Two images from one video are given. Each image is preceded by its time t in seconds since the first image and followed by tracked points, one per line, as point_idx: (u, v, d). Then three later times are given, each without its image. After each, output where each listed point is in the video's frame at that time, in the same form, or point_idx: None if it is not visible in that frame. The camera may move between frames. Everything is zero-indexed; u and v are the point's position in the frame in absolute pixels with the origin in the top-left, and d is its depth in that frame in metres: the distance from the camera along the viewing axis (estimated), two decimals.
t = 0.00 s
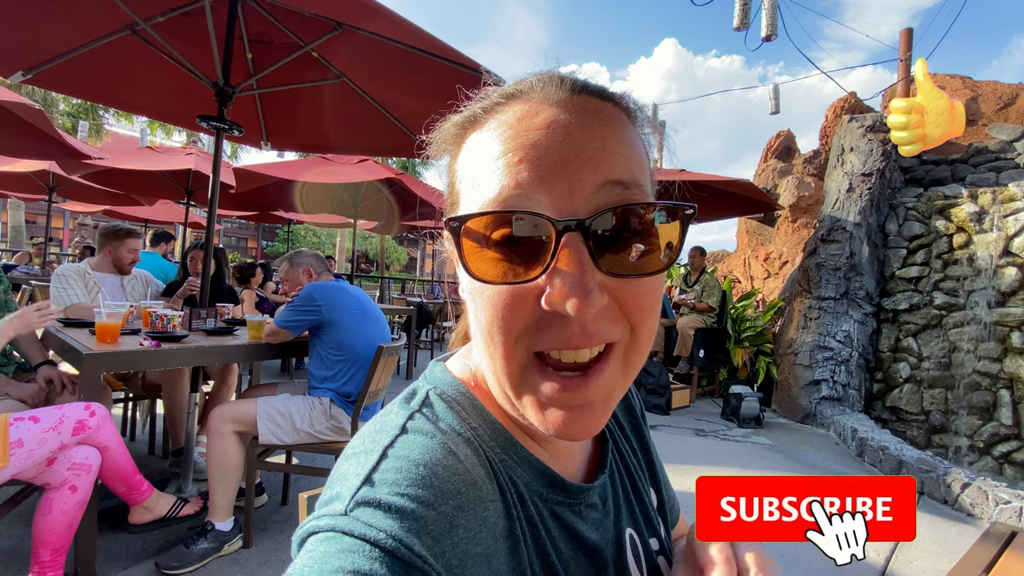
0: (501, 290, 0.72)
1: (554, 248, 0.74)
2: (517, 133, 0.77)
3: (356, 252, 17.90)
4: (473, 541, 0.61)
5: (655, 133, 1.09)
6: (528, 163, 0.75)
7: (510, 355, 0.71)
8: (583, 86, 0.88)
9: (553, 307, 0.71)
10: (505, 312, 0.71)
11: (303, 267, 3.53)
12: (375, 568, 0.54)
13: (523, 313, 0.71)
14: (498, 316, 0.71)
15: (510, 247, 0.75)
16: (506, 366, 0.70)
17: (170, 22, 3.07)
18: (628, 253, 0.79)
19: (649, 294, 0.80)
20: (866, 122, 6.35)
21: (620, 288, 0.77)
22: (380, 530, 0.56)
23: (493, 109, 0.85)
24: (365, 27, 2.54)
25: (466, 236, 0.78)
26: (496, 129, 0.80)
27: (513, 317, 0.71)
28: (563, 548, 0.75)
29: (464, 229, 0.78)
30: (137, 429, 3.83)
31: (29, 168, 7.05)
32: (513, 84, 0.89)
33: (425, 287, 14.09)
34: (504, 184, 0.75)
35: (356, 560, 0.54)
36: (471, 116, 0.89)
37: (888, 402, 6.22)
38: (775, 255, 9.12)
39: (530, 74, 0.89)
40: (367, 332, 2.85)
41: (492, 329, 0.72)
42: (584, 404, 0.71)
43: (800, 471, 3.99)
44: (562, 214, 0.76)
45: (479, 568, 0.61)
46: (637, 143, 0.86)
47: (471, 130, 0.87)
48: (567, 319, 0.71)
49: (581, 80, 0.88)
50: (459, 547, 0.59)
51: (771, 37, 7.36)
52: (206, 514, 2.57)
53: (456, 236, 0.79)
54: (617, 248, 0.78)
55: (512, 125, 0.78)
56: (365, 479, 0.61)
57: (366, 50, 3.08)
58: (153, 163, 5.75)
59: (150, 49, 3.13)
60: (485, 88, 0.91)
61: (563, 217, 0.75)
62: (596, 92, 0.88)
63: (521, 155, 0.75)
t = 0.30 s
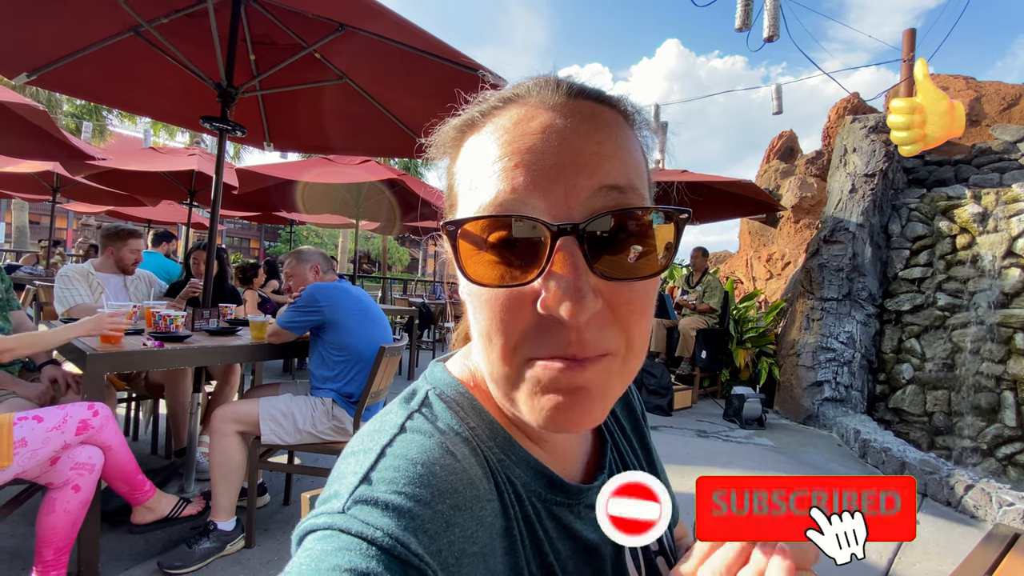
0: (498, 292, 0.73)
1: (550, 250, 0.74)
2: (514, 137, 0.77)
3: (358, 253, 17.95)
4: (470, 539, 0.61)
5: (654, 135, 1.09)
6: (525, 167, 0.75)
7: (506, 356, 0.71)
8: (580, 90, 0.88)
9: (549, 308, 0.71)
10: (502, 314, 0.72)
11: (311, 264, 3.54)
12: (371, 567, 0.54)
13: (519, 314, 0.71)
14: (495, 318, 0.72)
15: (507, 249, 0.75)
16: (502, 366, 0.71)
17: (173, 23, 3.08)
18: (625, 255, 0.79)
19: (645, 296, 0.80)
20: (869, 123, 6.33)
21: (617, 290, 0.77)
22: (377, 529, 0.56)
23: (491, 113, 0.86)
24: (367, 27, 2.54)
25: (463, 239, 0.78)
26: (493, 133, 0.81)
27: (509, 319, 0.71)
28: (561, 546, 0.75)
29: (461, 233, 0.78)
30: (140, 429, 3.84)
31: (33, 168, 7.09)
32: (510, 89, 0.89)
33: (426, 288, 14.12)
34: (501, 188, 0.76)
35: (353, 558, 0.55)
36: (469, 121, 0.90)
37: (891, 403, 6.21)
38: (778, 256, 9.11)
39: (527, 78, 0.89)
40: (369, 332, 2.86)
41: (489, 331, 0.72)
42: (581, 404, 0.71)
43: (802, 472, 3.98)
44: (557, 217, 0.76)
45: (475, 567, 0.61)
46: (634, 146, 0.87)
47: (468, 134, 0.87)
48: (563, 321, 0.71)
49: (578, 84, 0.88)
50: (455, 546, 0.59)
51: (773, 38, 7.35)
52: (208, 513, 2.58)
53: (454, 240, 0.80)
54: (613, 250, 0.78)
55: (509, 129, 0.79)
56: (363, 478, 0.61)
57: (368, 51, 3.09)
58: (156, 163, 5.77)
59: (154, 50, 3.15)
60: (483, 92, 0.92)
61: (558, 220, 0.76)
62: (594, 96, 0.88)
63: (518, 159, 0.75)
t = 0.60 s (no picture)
0: (498, 297, 0.74)
1: (551, 257, 0.75)
2: (516, 146, 0.78)
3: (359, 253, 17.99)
4: (471, 539, 0.62)
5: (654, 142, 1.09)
6: (527, 176, 0.76)
7: (507, 360, 0.72)
8: (581, 99, 0.89)
9: (549, 314, 0.72)
10: (504, 319, 0.72)
11: (318, 261, 3.55)
12: (375, 567, 0.55)
13: (520, 319, 0.72)
14: (496, 323, 0.73)
15: (509, 255, 0.76)
16: (503, 370, 0.71)
17: (175, 25, 3.10)
18: (625, 260, 0.80)
19: (646, 301, 0.81)
20: (871, 123, 6.32)
21: (617, 296, 0.77)
22: (379, 529, 0.57)
23: (494, 122, 0.87)
24: (368, 29, 2.55)
25: (467, 245, 0.79)
26: (496, 141, 0.81)
27: (511, 324, 0.72)
28: (561, 546, 0.76)
29: (464, 238, 0.79)
30: (142, 429, 3.86)
31: (36, 169, 7.11)
32: (512, 97, 0.90)
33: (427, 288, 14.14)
34: (504, 196, 0.76)
35: (356, 558, 0.56)
36: (472, 128, 0.90)
37: (893, 404, 6.22)
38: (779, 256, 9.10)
39: (530, 87, 0.90)
40: (371, 333, 2.86)
41: (491, 336, 0.73)
42: (580, 407, 0.72)
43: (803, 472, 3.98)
44: (558, 223, 0.76)
45: (476, 567, 0.61)
46: (634, 154, 0.87)
47: (471, 141, 0.88)
48: (563, 326, 0.71)
49: (580, 92, 0.89)
50: (457, 546, 0.60)
51: (774, 38, 7.36)
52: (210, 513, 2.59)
53: (456, 246, 0.80)
54: (613, 255, 0.79)
55: (512, 138, 0.79)
56: (366, 479, 0.62)
57: (370, 52, 3.10)
58: (158, 164, 5.79)
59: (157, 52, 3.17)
60: (486, 100, 0.92)
61: (559, 227, 0.76)
62: (595, 105, 0.89)
63: (520, 168, 0.76)
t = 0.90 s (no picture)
0: (502, 296, 0.74)
1: (554, 256, 0.75)
2: (521, 146, 0.78)
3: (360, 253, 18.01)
4: (473, 536, 0.62)
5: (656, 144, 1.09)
6: (531, 177, 0.76)
7: (510, 359, 0.72)
8: (586, 100, 0.89)
9: (552, 314, 0.72)
10: (507, 317, 0.73)
11: (319, 262, 3.55)
12: (377, 562, 0.55)
13: (523, 318, 0.72)
14: (500, 322, 0.73)
15: (512, 254, 0.76)
16: (506, 369, 0.72)
17: (176, 26, 3.10)
18: (628, 261, 0.80)
19: (648, 302, 0.81)
20: (872, 123, 6.30)
21: (620, 296, 0.77)
22: (382, 525, 0.57)
23: (499, 122, 0.87)
24: (369, 29, 2.54)
25: (470, 244, 0.79)
26: (501, 141, 0.81)
27: (514, 322, 0.72)
28: (562, 543, 0.76)
29: (468, 238, 0.79)
30: (143, 429, 3.86)
31: (38, 169, 7.12)
32: (517, 98, 0.90)
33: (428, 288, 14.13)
34: (508, 196, 0.76)
35: (359, 553, 0.56)
36: (477, 129, 0.91)
37: (894, 404, 6.22)
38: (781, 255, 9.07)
39: (535, 88, 0.90)
40: (373, 333, 2.87)
41: (495, 335, 0.73)
42: (582, 407, 0.72)
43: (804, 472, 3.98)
44: (562, 224, 0.76)
45: (478, 564, 0.62)
46: (637, 155, 0.87)
47: (476, 142, 0.88)
48: (566, 326, 0.71)
49: (584, 94, 0.89)
50: (459, 542, 0.60)
51: (775, 38, 7.35)
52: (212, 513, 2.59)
53: (460, 246, 0.81)
54: (617, 255, 0.79)
55: (516, 139, 0.79)
56: (369, 475, 0.62)
57: (371, 52, 3.09)
58: (160, 164, 5.80)
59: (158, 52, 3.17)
60: (491, 101, 0.93)
61: (563, 227, 0.76)
62: (599, 106, 0.89)
63: (525, 169, 0.76)
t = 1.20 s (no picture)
0: (505, 294, 0.74)
1: (558, 254, 0.75)
2: (526, 144, 0.78)
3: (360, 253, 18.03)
4: (475, 534, 0.62)
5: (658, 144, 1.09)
6: (537, 176, 0.76)
7: (513, 358, 0.72)
8: (591, 100, 0.89)
9: (556, 311, 0.72)
10: (511, 316, 0.73)
11: (319, 262, 3.55)
12: (379, 559, 0.55)
13: (526, 316, 0.72)
14: (503, 319, 0.73)
15: (516, 253, 0.76)
16: (509, 368, 0.72)
17: (177, 26, 3.11)
18: (632, 262, 0.80)
19: (653, 302, 0.81)
20: (873, 122, 6.29)
21: (623, 295, 0.77)
22: (384, 521, 0.57)
23: (504, 121, 0.87)
24: (370, 29, 2.55)
25: (475, 243, 0.79)
26: (506, 140, 0.81)
27: (517, 321, 0.72)
28: (564, 543, 0.76)
29: (473, 236, 0.79)
30: (145, 428, 3.87)
31: (39, 170, 7.13)
32: (523, 98, 0.90)
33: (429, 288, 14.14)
34: (514, 194, 0.77)
35: (360, 549, 0.56)
36: (483, 127, 0.91)
37: (895, 404, 6.18)
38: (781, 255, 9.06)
39: (541, 88, 0.90)
40: (374, 333, 2.87)
41: (498, 333, 0.73)
42: (585, 406, 0.72)
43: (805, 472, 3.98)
44: (566, 223, 0.76)
45: (480, 562, 0.62)
46: (641, 156, 0.87)
47: (482, 141, 0.88)
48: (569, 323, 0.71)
49: (590, 94, 0.89)
50: (460, 540, 0.60)
51: (776, 37, 7.34)
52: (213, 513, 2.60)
53: (465, 244, 0.81)
54: (621, 256, 0.79)
55: (521, 137, 0.79)
56: (372, 472, 0.62)
57: (373, 53, 3.10)
58: (161, 164, 5.81)
59: (159, 53, 3.18)
60: (497, 100, 0.93)
61: (567, 226, 0.76)
62: (604, 106, 0.89)
63: (531, 168, 0.76)
